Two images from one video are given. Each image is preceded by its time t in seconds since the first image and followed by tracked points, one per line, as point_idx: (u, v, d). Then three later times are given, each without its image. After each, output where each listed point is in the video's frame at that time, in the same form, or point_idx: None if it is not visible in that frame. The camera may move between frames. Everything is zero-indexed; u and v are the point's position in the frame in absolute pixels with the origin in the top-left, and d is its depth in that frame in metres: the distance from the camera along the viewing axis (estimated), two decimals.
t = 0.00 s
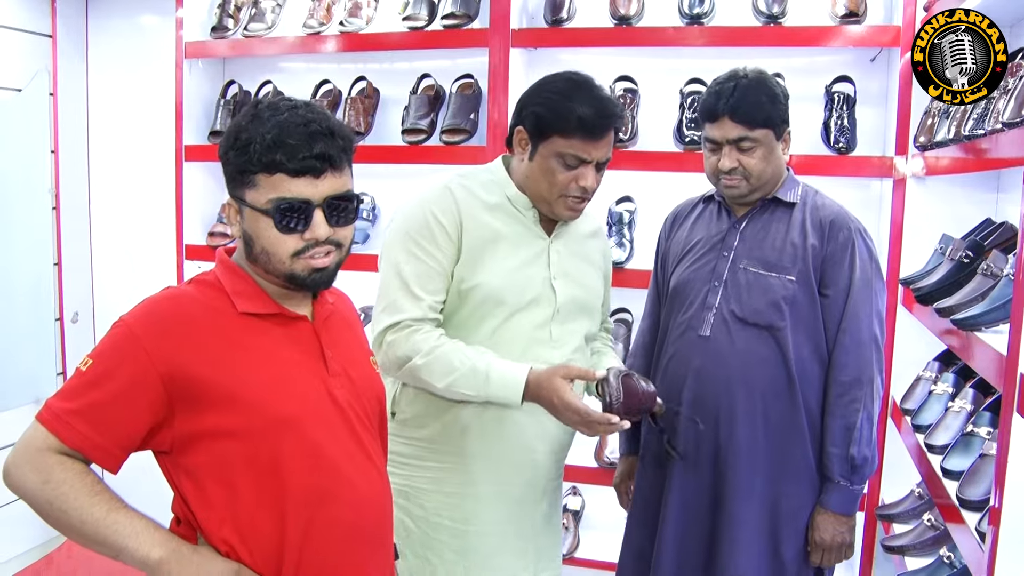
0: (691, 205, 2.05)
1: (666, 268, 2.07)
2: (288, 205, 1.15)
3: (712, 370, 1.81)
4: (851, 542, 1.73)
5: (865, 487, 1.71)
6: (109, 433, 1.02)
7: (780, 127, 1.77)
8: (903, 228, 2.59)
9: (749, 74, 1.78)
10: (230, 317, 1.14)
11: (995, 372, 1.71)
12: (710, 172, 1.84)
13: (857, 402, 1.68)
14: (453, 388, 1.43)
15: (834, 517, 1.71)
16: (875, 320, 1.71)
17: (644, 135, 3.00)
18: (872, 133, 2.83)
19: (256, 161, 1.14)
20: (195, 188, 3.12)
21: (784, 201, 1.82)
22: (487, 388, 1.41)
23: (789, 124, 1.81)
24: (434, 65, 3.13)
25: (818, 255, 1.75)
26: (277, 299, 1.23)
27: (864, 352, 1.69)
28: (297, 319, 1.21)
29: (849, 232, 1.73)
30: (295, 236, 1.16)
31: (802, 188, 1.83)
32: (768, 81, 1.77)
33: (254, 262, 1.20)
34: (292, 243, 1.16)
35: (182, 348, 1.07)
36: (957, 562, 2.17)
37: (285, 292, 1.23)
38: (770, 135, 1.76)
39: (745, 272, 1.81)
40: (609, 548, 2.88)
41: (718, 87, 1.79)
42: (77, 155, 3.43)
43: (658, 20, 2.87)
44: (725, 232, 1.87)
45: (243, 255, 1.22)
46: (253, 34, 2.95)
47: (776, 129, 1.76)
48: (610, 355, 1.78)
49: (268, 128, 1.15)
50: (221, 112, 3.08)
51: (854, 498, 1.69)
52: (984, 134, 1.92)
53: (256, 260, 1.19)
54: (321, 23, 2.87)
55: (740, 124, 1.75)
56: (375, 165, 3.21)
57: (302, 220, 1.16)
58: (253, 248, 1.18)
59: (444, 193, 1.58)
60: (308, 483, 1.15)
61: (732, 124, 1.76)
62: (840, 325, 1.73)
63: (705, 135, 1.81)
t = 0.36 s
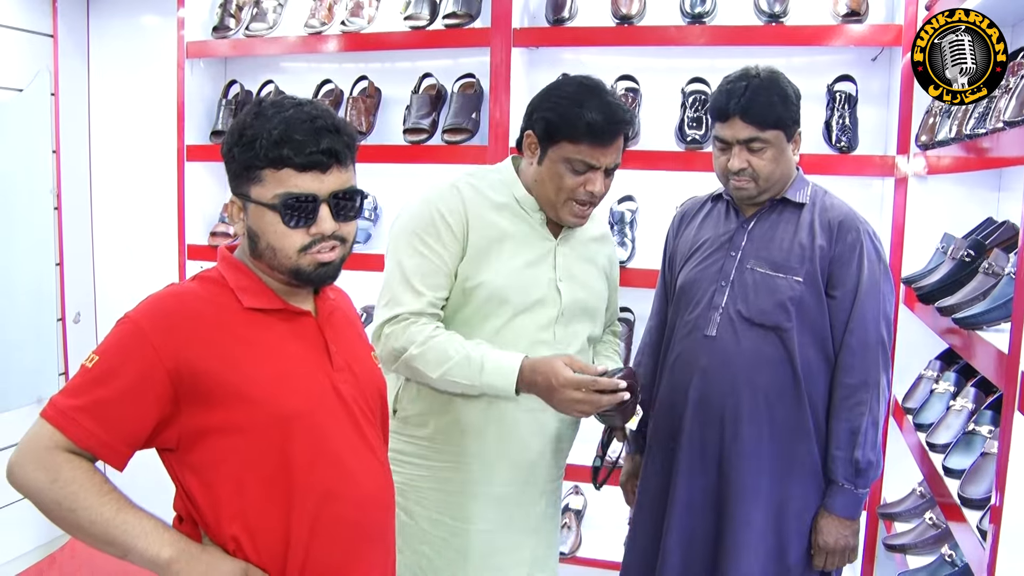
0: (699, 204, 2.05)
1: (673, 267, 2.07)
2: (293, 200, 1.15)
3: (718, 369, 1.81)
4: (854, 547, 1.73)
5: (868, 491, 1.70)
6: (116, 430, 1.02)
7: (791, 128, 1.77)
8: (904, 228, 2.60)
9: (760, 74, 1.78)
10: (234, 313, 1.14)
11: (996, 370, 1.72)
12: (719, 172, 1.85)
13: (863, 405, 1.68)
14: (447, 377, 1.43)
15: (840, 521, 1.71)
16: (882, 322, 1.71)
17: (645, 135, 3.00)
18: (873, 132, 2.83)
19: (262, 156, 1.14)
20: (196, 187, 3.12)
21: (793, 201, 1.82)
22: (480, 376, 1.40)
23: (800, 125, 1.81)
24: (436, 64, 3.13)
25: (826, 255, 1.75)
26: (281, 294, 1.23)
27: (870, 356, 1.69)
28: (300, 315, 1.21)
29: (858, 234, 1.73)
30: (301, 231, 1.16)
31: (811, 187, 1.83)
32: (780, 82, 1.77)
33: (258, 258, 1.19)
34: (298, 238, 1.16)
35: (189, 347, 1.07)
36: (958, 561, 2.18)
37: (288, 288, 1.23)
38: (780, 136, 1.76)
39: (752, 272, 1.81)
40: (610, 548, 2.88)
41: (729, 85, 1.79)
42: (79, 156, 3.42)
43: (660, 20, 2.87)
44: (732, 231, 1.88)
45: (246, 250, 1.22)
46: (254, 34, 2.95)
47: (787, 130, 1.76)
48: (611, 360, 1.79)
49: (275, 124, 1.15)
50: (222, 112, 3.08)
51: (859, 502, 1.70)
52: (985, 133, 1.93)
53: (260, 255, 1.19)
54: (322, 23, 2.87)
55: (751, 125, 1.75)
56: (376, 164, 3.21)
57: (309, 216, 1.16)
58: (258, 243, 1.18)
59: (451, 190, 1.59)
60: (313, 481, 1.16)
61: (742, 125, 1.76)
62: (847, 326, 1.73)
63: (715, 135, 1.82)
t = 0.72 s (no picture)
0: (704, 203, 2.05)
1: (677, 266, 2.07)
2: (288, 197, 1.15)
3: (721, 368, 1.81)
4: (860, 551, 1.72)
5: (874, 495, 1.70)
6: (107, 425, 1.02)
7: (799, 129, 1.77)
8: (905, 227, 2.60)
9: (770, 74, 1.78)
10: (227, 310, 1.14)
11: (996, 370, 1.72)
12: (726, 172, 1.85)
13: (868, 407, 1.68)
14: (453, 398, 1.42)
15: (845, 525, 1.70)
16: (888, 325, 1.70)
17: (646, 133, 3.00)
18: (874, 131, 2.83)
19: (258, 153, 1.14)
20: (196, 186, 3.12)
21: (800, 202, 1.82)
22: (486, 394, 1.40)
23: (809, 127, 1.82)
24: (436, 63, 3.13)
25: (832, 256, 1.75)
26: (276, 293, 1.22)
27: (875, 358, 1.69)
28: (295, 314, 1.22)
29: (865, 236, 1.72)
30: (295, 229, 1.16)
31: (818, 187, 1.83)
32: (790, 84, 1.77)
33: (252, 255, 1.19)
34: (293, 236, 1.16)
35: (182, 344, 1.07)
36: (958, 560, 2.18)
37: (283, 286, 1.22)
38: (788, 138, 1.76)
39: (757, 272, 1.81)
40: (609, 546, 2.88)
41: (739, 85, 1.79)
42: (79, 154, 3.42)
43: (660, 19, 2.87)
44: (738, 230, 1.88)
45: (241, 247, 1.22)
46: (254, 32, 2.94)
47: (795, 131, 1.76)
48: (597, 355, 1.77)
49: (272, 121, 1.15)
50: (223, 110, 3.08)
51: (863, 505, 1.69)
52: (985, 132, 1.93)
53: (254, 252, 1.18)
54: (322, 21, 2.87)
55: (759, 126, 1.75)
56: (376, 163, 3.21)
57: (303, 214, 1.15)
58: (253, 240, 1.17)
59: (434, 205, 1.54)
60: (303, 480, 1.15)
61: (751, 125, 1.76)
62: (852, 328, 1.72)
63: (723, 134, 1.82)
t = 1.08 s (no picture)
0: (707, 201, 2.05)
1: (679, 265, 2.07)
2: (258, 201, 1.12)
3: (722, 368, 1.81)
4: (860, 551, 1.72)
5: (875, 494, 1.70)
6: (58, 425, 1.02)
7: (806, 130, 1.78)
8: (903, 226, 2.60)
9: (778, 73, 1.79)
10: (185, 317, 1.10)
11: (994, 368, 1.72)
12: (731, 171, 1.85)
13: (870, 408, 1.68)
14: (459, 410, 1.43)
15: (845, 526, 1.71)
16: (889, 325, 1.71)
17: (645, 132, 3.00)
18: (871, 129, 2.83)
19: (228, 155, 1.11)
20: (195, 185, 3.12)
21: (804, 201, 1.82)
22: (493, 403, 1.42)
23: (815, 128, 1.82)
24: (435, 62, 3.14)
25: (835, 257, 1.75)
26: (246, 302, 1.17)
27: (877, 359, 1.69)
28: (258, 324, 1.15)
29: (868, 237, 1.72)
30: (265, 233, 1.12)
31: (821, 187, 1.84)
32: (797, 84, 1.78)
33: (222, 261, 1.15)
34: (262, 241, 1.12)
35: (133, 350, 1.05)
36: (957, 559, 2.18)
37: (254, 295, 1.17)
38: (796, 137, 1.77)
39: (760, 272, 1.81)
40: (609, 545, 2.88)
41: (748, 83, 1.79)
42: (78, 154, 3.42)
43: (659, 18, 2.87)
44: (741, 229, 1.88)
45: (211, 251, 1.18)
46: (253, 32, 2.94)
47: (803, 131, 1.77)
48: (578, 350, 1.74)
49: (241, 122, 1.12)
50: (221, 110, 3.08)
51: (864, 505, 1.69)
52: (982, 131, 1.94)
53: (224, 258, 1.15)
54: (321, 21, 2.87)
55: (768, 125, 1.75)
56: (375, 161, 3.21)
57: (274, 217, 1.13)
58: (222, 245, 1.14)
59: (426, 216, 1.52)
60: (248, 495, 1.11)
61: (760, 124, 1.76)
62: (855, 329, 1.72)
63: (729, 131, 1.82)
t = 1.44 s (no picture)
0: (710, 200, 2.06)
1: (681, 265, 2.07)
2: (215, 205, 1.07)
3: (724, 370, 1.81)
4: (863, 553, 1.73)
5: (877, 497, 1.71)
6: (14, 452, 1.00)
7: (814, 132, 1.78)
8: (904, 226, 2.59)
9: (790, 73, 1.79)
10: (135, 337, 1.05)
11: (994, 370, 1.72)
12: (736, 171, 1.85)
13: (873, 411, 1.68)
14: (461, 417, 1.44)
15: (848, 528, 1.71)
16: (893, 327, 1.71)
17: (645, 133, 3.01)
18: (871, 130, 2.83)
19: (184, 156, 1.07)
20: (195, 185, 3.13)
21: (808, 204, 1.82)
22: (494, 408, 1.43)
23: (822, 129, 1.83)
24: (435, 62, 3.14)
25: (838, 259, 1.75)
26: (202, 313, 1.12)
27: (879, 361, 1.69)
28: (214, 336, 1.11)
29: (872, 239, 1.73)
30: (222, 240, 1.08)
31: (824, 188, 1.84)
32: (806, 84, 1.78)
33: (176, 268, 1.10)
34: (219, 247, 1.08)
35: (83, 373, 1.01)
36: (957, 559, 2.18)
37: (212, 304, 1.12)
38: (804, 138, 1.77)
39: (763, 274, 1.81)
40: (609, 545, 2.88)
41: (760, 82, 1.79)
42: (79, 153, 3.42)
43: (659, 18, 2.87)
44: (744, 230, 1.88)
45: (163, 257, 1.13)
46: (254, 32, 2.95)
47: (811, 133, 1.78)
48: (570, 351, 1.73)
49: (198, 123, 1.08)
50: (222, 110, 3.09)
51: (867, 508, 1.70)
52: (983, 131, 1.93)
53: (178, 265, 1.10)
54: (322, 21, 2.87)
55: (778, 125, 1.75)
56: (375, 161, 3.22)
57: (231, 223, 1.08)
58: (176, 251, 1.09)
59: (425, 220, 1.52)
60: (217, 516, 1.07)
61: (769, 122, 1.76)
62: (857, 332, 1.72)
63: (738, 128, 1.82)
